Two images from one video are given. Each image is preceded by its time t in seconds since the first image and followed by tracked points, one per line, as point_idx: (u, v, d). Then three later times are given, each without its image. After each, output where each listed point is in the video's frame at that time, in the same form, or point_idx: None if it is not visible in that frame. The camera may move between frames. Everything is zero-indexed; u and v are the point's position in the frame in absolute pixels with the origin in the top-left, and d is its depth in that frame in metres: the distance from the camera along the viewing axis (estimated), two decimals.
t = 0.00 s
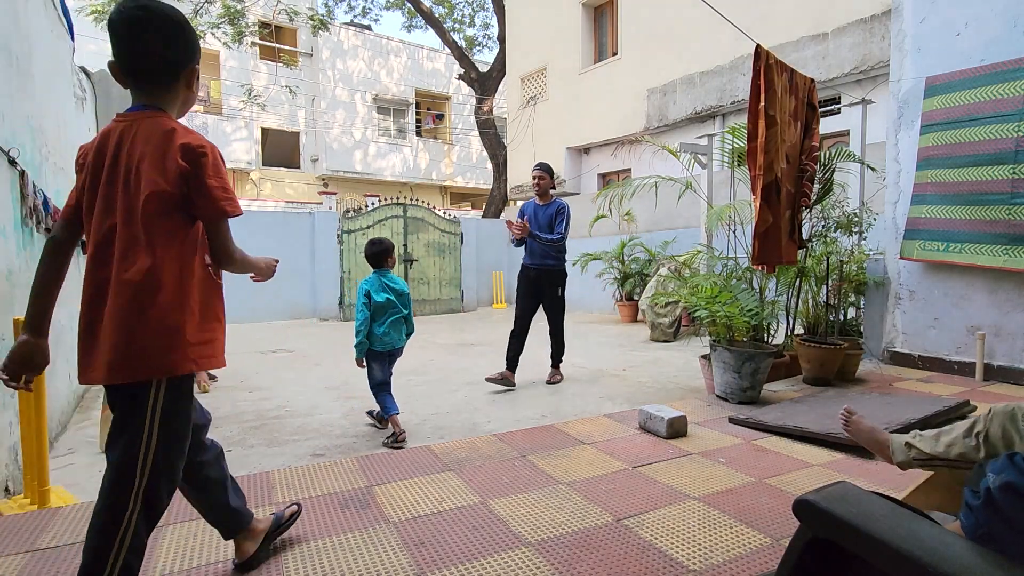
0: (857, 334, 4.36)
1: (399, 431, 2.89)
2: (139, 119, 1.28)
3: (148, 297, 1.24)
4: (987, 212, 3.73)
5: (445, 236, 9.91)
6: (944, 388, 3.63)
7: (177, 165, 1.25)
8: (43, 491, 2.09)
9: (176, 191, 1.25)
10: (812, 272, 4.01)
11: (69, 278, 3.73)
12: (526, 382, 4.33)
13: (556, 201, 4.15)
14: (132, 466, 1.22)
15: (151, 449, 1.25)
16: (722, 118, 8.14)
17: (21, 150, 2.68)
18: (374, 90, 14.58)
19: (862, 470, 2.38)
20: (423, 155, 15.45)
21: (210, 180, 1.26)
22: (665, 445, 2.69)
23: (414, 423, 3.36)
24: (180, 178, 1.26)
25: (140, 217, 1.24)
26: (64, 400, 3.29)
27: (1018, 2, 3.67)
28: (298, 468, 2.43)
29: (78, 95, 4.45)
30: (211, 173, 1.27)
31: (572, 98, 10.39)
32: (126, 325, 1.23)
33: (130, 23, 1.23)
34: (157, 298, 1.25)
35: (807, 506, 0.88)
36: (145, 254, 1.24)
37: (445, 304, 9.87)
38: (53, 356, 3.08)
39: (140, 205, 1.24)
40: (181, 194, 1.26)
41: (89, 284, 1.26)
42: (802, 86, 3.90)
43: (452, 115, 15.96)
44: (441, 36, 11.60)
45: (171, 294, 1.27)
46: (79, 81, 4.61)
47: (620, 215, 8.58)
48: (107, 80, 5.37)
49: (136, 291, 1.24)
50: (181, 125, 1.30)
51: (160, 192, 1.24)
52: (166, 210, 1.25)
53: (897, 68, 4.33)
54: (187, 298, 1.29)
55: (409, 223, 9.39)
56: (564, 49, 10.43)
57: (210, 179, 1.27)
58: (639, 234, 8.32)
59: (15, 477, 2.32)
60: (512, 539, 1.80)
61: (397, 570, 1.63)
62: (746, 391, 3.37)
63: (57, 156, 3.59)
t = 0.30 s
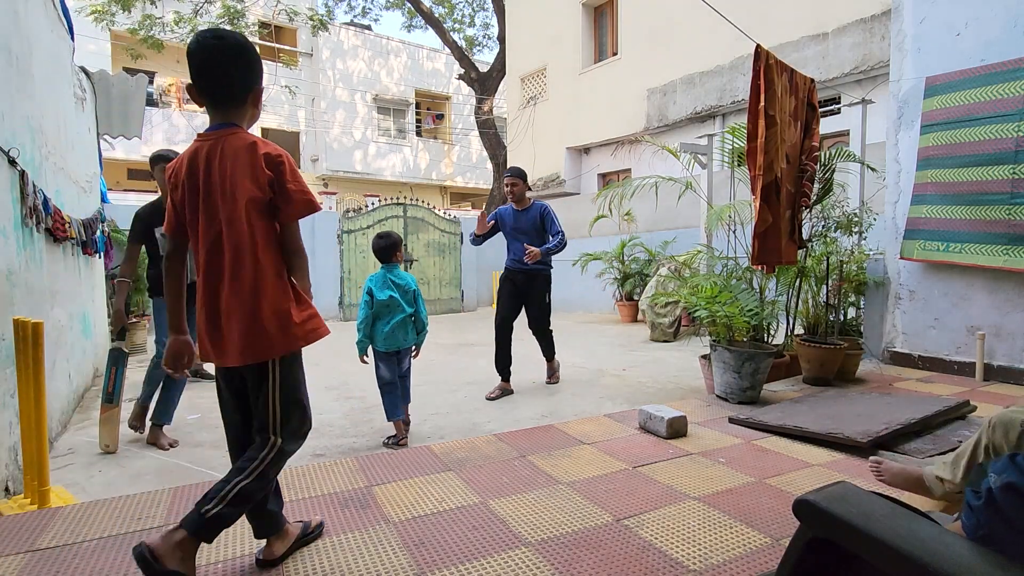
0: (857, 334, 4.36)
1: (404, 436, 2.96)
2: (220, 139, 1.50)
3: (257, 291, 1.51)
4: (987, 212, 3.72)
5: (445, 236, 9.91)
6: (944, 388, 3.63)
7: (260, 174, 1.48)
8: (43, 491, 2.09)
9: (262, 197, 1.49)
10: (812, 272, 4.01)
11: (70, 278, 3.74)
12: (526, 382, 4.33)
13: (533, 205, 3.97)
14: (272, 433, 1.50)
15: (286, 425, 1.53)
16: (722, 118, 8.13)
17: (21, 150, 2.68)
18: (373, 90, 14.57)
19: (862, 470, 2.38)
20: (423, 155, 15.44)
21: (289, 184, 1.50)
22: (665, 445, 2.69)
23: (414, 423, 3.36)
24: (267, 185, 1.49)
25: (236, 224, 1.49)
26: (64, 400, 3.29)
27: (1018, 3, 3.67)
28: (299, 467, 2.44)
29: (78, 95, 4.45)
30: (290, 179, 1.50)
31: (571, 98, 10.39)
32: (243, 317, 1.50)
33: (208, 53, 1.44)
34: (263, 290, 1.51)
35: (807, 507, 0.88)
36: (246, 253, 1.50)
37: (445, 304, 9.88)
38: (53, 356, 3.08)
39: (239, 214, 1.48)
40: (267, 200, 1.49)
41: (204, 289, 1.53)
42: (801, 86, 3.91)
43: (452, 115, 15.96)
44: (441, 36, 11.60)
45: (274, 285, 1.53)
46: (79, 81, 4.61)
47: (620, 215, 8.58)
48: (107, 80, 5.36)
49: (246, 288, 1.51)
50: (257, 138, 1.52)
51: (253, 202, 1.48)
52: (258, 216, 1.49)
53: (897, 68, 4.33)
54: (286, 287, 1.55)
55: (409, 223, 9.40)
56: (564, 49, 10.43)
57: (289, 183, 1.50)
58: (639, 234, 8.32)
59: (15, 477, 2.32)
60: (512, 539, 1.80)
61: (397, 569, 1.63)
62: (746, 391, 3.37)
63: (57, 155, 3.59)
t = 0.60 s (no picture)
0: (857, 334, 4.36)
1: (404, 436, 2.95)
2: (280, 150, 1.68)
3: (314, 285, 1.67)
4: (987, 212, 3.72)
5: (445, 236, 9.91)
6: (944, 388, 3.63)
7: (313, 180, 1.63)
8: (43, 491, 2.09)
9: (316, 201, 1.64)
10: (812, 272, 4.00)
11: (69, 277, 3.74)
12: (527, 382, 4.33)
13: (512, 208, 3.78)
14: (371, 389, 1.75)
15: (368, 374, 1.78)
16: (722, 118, 8.13)
17: (21, 150, 2.68)
18: (374, 90, 14.55)
19: (862, 470, 2.38)
20: (423, 155, 15.44)
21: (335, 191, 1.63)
22: (665, 445, 2.69)
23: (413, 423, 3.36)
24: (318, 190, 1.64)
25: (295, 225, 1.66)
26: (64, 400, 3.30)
27: (1018, 2, 3.67)
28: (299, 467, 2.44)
29: (78, 95, 4.45)
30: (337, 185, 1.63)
31: (571, 98, 10.39)
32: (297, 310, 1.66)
33: (278, 74, 1.63)
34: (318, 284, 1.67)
35: (807, 506, 0.88)
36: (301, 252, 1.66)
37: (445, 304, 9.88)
38: (53, 356, 3.08)
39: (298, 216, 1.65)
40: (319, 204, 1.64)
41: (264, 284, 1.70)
42: (802, 86, 3.91)
43: (452, 115, 15.95)
44: (441, 36, 11.60)
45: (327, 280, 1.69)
46: (80, 81, 4.61)
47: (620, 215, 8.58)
48: (107, 80, 5.36)
49: (298, 286, 1.67)
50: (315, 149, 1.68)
51: (304, 207, 1.64)
52: (309, 219, 1.64)
53: (897, 68, 4.33)
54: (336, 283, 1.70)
55: (409, 223, 9.40)
56: (564, 49, 10.43)
57: (333, 189, 1.62)
58: (639, 234, 8.32)
59: (15, 477, 2.32)
60: (512, 539, 1.80)
61: (397, 569, 1.63)
62: (746, 391, 3.37)
63: (57, 156, 3.58)
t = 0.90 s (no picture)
0: (857, 334, 4.36)
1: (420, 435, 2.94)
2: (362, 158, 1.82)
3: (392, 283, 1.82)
4: (987, 212, 3.72)
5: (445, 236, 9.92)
6: (944, 388, 3.63)
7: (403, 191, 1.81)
8: (43, 491, 2.09)
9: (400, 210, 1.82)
10: (812, 272, 4.00)
11: (70, 277, 3.74)
12: (527, 382, 4.33)
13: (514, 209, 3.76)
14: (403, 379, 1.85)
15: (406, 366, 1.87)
16: (722, 118, 8.14)
17: (21, 150, 2.68)
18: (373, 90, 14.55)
19: (862, 470, 2.38)
20: (423, 155, 15.44)
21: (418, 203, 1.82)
22: (665, 445, 2.69)
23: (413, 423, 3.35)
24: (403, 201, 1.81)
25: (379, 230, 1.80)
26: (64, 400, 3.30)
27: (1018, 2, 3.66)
28: (299, 467, 2.44)
29: (78, 95, 4.45)
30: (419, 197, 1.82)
31: (571, 97, 10.38)
32: (376, 304, 1.79)
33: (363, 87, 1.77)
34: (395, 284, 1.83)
35: (808, 506, 0.88)
36: (383, 253, 1.81)
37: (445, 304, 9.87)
38: (53, 356, 3.08)
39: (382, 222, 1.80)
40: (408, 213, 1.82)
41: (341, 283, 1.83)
42: (802, 86, 3.90)
43: (452, 114, 15.95)
44: (441, 36, 11.60)
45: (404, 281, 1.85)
46: (80, 81, 4.61)
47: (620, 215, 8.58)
48: (107, 80, 5.36)
49: (379, 285, 1.81)
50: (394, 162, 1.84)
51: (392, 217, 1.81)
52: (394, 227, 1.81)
53: (897, 68, 4.33)
54: (410, 285, 1.87)
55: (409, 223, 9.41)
56: (564, 49, 10.43)
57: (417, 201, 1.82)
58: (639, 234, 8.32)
59: (15, 477, 2.32)
60: (513, 539, 1.80)
61: (398, 569, 1.63)
62: (746, 391, 3.37)
63: (57, 155, 3.58)
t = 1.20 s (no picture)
0: (857, 334, 4.36)
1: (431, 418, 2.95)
2: (326, 234, 2.54)
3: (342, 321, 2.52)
4: (984, 212, 3.71)
5: (445, 236, 9.92)
6: (943, 388, 3.63)
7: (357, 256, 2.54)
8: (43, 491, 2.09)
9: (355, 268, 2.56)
10: (812, 272, 4.00)
11: (70, 277, 3.74)
12: (527, 382, 4.34)
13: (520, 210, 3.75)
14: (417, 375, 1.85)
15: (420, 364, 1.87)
16: (722, 118, 8.14)
17: (21, 150, 2.68)
18: (374, 90, 14.55)
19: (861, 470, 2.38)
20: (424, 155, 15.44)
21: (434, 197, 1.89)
22: (665, 445, 2.69)
23: (414, 423, 3.36)
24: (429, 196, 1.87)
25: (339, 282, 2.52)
26: (64, 400, 3.29)
27: (1018, 2, 3.66)
28: (299, 467, 2.44)
29: (78, 95, 4.45)
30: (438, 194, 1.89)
31: (572, 97, 10.38)
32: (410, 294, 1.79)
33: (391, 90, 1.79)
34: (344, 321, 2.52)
35: (808, 506, 0.87)
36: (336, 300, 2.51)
37: (445, 304, 9.88)
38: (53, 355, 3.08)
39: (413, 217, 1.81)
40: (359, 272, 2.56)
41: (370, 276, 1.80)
42: (802, 86, 3.90)
43: (452, 114, 15.96)
44: (441, 36, 11.60)
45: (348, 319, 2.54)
46: (80, 81, 4.60)
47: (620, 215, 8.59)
48: (107, 80, 5.36)
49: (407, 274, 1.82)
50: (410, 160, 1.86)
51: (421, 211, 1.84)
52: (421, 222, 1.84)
53: (897, 68, 4.34)
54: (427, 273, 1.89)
55: (409, 223, 9.42)
56: (565, 49, 10.43)
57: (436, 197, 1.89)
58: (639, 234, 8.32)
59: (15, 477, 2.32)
60: (512, 539, 1.80)
61: (397, 569, 1.63)
62: (746, 391, 3.37)
63: (57, 155, 3.58)
